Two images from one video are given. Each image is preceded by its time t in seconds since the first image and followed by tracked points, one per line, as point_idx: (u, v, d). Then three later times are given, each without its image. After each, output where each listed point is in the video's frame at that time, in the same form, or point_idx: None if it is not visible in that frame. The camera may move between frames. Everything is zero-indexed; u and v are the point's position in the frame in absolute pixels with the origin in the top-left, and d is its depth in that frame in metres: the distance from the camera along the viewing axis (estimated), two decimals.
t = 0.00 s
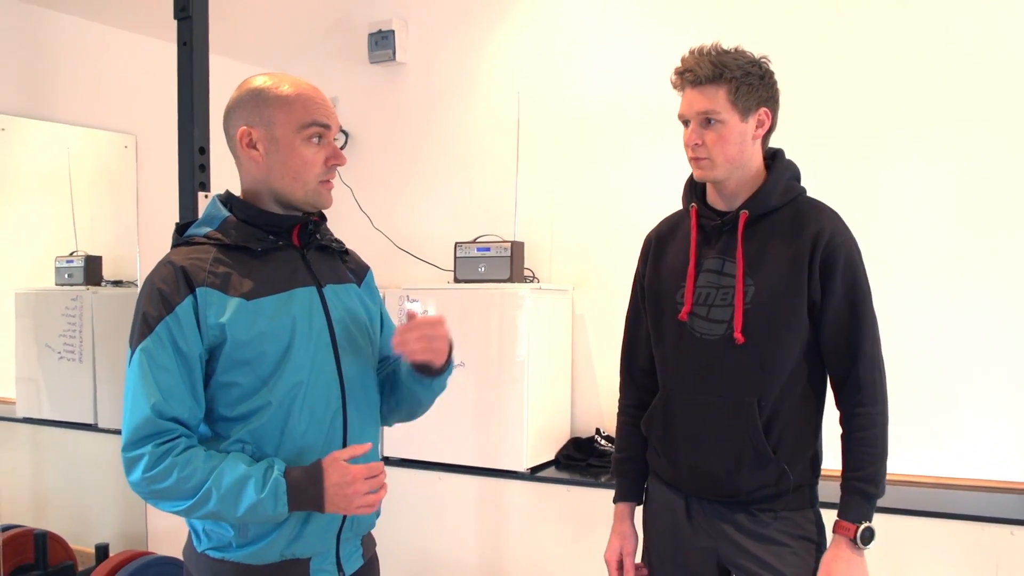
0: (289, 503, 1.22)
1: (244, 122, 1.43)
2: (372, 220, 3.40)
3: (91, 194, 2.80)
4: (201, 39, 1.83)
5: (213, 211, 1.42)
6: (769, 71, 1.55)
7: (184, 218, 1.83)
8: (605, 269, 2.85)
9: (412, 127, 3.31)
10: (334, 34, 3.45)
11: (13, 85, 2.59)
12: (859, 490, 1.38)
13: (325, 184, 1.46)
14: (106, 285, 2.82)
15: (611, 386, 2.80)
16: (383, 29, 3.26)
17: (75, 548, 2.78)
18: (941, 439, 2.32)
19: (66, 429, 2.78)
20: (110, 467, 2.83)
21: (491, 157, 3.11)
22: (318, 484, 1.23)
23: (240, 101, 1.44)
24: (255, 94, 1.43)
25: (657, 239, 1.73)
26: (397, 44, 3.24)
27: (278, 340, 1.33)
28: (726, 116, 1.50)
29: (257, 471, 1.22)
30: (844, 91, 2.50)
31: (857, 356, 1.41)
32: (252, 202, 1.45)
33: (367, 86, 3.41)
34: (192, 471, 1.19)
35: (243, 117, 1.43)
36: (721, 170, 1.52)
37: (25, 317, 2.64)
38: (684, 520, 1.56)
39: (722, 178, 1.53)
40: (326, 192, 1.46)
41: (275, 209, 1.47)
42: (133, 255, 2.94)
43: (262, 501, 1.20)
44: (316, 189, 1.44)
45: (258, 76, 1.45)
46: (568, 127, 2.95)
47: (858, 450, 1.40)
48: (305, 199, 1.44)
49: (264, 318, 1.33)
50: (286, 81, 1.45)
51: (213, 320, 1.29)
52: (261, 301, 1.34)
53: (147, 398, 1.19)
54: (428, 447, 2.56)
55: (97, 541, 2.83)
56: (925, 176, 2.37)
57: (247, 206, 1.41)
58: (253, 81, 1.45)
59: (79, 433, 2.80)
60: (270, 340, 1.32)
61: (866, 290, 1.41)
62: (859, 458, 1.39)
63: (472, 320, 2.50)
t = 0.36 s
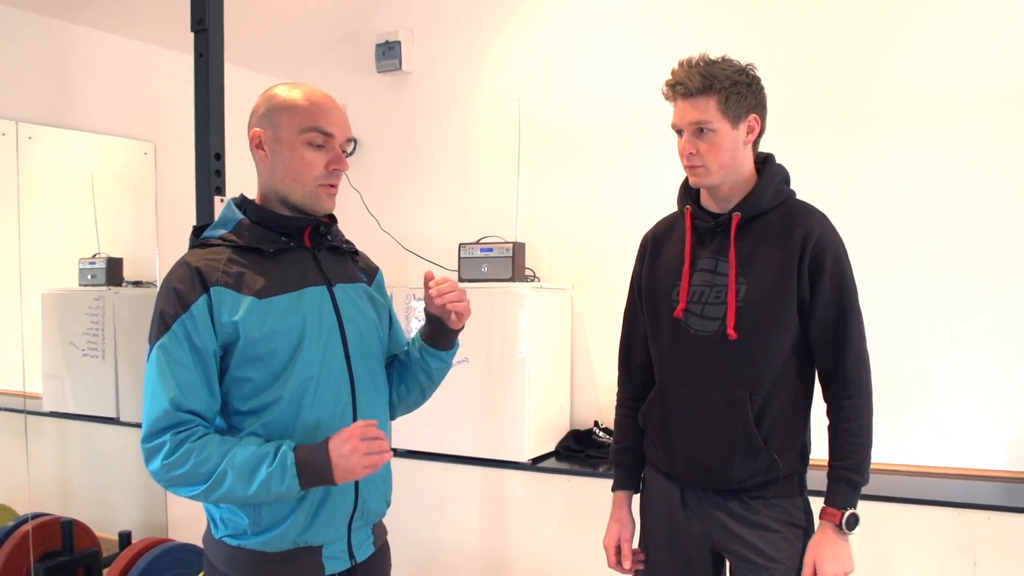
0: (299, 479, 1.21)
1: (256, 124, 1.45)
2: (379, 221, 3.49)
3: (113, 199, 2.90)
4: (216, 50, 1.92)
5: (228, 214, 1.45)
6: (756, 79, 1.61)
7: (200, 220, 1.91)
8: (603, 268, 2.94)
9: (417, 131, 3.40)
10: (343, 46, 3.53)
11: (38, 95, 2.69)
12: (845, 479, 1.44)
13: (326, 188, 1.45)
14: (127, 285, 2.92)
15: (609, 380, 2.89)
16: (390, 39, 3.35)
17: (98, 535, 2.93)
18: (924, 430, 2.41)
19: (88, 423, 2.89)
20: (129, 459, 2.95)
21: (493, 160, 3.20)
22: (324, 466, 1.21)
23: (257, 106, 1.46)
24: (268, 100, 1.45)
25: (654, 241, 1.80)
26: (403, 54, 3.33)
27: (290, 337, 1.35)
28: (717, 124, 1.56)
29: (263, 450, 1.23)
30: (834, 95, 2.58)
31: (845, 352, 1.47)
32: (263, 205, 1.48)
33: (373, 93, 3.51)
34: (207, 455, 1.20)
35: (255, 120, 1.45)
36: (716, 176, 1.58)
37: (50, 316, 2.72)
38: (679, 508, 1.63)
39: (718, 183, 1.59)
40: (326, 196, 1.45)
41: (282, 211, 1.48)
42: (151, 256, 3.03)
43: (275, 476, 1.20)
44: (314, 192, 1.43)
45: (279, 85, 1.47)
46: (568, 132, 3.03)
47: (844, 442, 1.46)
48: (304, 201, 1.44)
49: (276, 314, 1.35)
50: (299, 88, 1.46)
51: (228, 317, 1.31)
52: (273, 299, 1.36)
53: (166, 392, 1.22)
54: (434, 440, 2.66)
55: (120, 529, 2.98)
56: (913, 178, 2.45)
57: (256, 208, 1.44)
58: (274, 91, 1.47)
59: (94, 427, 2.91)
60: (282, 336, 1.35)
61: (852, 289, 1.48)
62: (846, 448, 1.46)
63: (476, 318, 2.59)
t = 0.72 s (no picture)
0: (332, 474, 1.28)
1: (277, 133, 1.50)
2: (387, 222, 3.61)
3: (135, 202, 3.05)
4: (232, 63, 2.03)
5: (248, 215, 1.48)
6: (746, 87, 1.65)
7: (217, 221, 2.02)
8: (600, 266, 3.04)
9: (421, 136, 3.51)
10: (353, 56, 3.63)
11: (62, 107, 2.83)
12: (831, 465, 1.48)
13: (347, 196, 1.53)
14: (149, 285, 3.08)
15: (606, 373, 2.99)
16: (397, 50, 3.46)
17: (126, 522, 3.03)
18: (905, 420, 2.51)
19: (113, 414, 2.99)
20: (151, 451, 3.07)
21: (495, 163, 3.31)
22: (359, 467, 1.29)
23: (275, 114, 1.51)
24: (287, 109, 1.50)
25: (647, 240, 1.83)
26: (409, 64, 3.44)
27: (311, 333, 1.39)
28: (708, 127, 1.59)
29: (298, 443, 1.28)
30: (817, 97, 2.67)
31: (828, 345, 1.51)
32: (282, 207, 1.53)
33: (381, 100, 3.62)
34: (247, 448, 1.23)
35: (276, 128, 1.50)
36: (705, 176, 1.61)
37: (77, 314, 2.83)
38: (673, 494, 1.65)
39: (706, 183, 1.62)
40: (347, 203, 1.54)
41: (302, 214, 1.54)
42: (172, 258, 3.20)
43: (313, 475, 1.26)
44: (337, 200, 1.51)
45: (293, 93, 1.52)
46: (566, 136, 3.14)
47: (829, 429, 1.50)
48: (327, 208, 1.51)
49: (300, 311, 1.38)
50: (318, 97, 1.51)
51: (255, 313, 1.33)
52: (297, 296, 1.39)
53: (202, 384, 1.23)
54: (439, 431, 2.77)
55: (144, 515, 3.10)
56: (894, 178, 2.55)
57: (278, 210, 1.48)
58: (289, 98, 1.52)
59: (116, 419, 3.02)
60: (303, 331, 1.38)
61: (836, 284, 1.51)
62: (832, 435, 1.49)
63: (479, 315, 2.70)
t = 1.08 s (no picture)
0: (335, 482, 1.25)
1: (285, 131, 1.46)
2: (389, 221, 3.61)
3: (138, 201, 3.06)
4: (235, 62, 2.04)
5: (247, 215, 1.45)
6: (749, 87, 1.65)
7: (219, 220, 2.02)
8: (602, 265, 3.05)
9: (424, 136, 3.52)
10: (356, 56, 3.65)
11: (68, 106, 2.85)
12: (831, 465, 1.48)
13: (352, 199, 1.50)
14: (151, 284, 3.06)
15: (607, 372, 3.00)
16: (399, 50, 3.46)
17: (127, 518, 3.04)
18: (905, 419, 2.51)
19: (117, 412, 3.01)
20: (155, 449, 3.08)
21: (497, 163, 3.31)
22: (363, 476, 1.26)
23: (286, 112, 1.47)
24: (295, 108, 1.46)
25: (649, 240, 1.84)
26: (412, 64, 3.45)
27: (313, 333, 1.37)
28: (710, 127, 1.59)
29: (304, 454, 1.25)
30: (818, 96, 2.67)
31: (829, 344, 1.50)
32: (284, 207, 1.49)
33: (383, 100, 3.63)
34: (247, 453, 1.21)
35: (284, 126, 1.46)
36: (707, 176, 1.62)
37: (81, 313, 2.83)
38: (674, 493, 1.65)
39: (708, 183, 1.63)
40: (353, 205, 1.50)
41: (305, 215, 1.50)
42: (175, 257, 3.20)
43: (315, 479, 1.24)
44: (343, 203, 1.48)
45: (300, 92, 1.49)
46: (568, 136, 3.14)
47: (829, 430, 1.49)
48: (332, 210, 1.48)
49: (301, 312, 1.37)
50: (328, 97, 1.48)
51: (256, 314, 1.32)
52: (299, 297, 1.38)
53: (201, 387, 1.22)
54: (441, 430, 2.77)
55: (146, 513, 3.10)
56: (895, 178, 2.55)
57: (281, 210, 1.45)
58: (295, 97, 1.48)
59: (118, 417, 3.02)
60: (306, 332, 1.36)
61: (838, 284, 1.51)
62: (833, 435, 1.49)
63: (481, 315, 2.70)
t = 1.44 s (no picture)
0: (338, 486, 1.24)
1: (281, 129, 1.44)
2: (390, 220, 3.62)
3: (140, 199, 3.07)
4: (237, 60, 2.04)
5: (246, 215, 1.43)
6: (753, 87, 1.65)
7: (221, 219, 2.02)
8: (604, 265, 3.04)
9: (425, 135, 3.52)
10: (358, 55, 3.65)
11: (71, 103, 2.85)
12: (831, 464, 1.48)
13: (350, 196, 1.50)
14: (153, 281, 3.05)
15: (608, 371, 2.99)
16: (401, 48, 3.47)
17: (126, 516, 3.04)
18: (906, 420, 2.51)
19: (116, 411, 2.99)
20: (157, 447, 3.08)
21: (498, 162, 3.32)
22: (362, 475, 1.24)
23: (282, 110, 1.46)
24: (291, 106, 1.46)
25: (651, 239, 1.83)
26: (414, 63, 3.45)
27: (314, 333, 1.36)
28: (713, 126, 1.59)
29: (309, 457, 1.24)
30: (820, 96, 2.67)
31: (831, 345, 1.50)
32: (281, 206, 1.48)
33: (385, 99, 3.63)
34: (248, 457, 1.20)
35: (280, 124, 1.45)
36: (708, 175, 1.62)
37: (82, 311, 2.84)
38: (676, 493, 1.65)
39: (710, 182, 1.63)
40: (351, 203, 1.50)
41: (303, 213, 1.49)
42: (176, 255, 3.21)
43: (318, 484, 1.22)
44: (341, 200, 1.48)
45: (295, 91, 1.48)
46: (569, 136, 3.14)
47: (831, 431, 1.49)
48: (330, 208, 1.47)
49: (302, 311, 1.36)
50: (324, 95, 1.47)
51: (257, 314, 1.31)
52: (299, 296, 1.37)
53: (202, 389, 1.21)
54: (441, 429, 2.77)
55: (146, 511, 3.10)
56: (897, 178, 2.54)
57: (279, 210, 1.44)
58: (290, 96, 1.48)
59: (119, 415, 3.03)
60: (307, 332, 1.35)
61: (840, 285, 1.50)
62: (833, 435, 1.49)
63: (482, 314, 2.70)
